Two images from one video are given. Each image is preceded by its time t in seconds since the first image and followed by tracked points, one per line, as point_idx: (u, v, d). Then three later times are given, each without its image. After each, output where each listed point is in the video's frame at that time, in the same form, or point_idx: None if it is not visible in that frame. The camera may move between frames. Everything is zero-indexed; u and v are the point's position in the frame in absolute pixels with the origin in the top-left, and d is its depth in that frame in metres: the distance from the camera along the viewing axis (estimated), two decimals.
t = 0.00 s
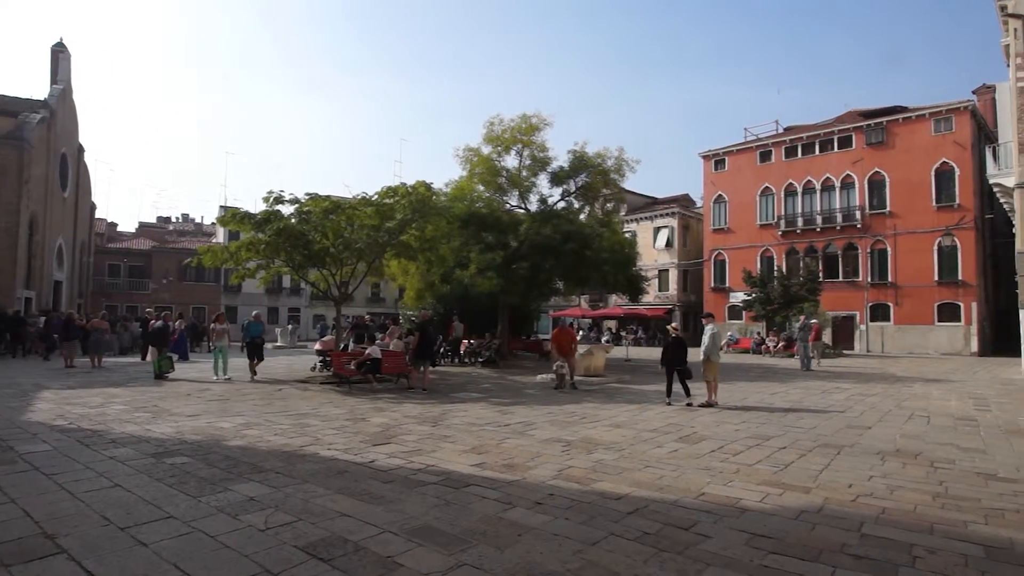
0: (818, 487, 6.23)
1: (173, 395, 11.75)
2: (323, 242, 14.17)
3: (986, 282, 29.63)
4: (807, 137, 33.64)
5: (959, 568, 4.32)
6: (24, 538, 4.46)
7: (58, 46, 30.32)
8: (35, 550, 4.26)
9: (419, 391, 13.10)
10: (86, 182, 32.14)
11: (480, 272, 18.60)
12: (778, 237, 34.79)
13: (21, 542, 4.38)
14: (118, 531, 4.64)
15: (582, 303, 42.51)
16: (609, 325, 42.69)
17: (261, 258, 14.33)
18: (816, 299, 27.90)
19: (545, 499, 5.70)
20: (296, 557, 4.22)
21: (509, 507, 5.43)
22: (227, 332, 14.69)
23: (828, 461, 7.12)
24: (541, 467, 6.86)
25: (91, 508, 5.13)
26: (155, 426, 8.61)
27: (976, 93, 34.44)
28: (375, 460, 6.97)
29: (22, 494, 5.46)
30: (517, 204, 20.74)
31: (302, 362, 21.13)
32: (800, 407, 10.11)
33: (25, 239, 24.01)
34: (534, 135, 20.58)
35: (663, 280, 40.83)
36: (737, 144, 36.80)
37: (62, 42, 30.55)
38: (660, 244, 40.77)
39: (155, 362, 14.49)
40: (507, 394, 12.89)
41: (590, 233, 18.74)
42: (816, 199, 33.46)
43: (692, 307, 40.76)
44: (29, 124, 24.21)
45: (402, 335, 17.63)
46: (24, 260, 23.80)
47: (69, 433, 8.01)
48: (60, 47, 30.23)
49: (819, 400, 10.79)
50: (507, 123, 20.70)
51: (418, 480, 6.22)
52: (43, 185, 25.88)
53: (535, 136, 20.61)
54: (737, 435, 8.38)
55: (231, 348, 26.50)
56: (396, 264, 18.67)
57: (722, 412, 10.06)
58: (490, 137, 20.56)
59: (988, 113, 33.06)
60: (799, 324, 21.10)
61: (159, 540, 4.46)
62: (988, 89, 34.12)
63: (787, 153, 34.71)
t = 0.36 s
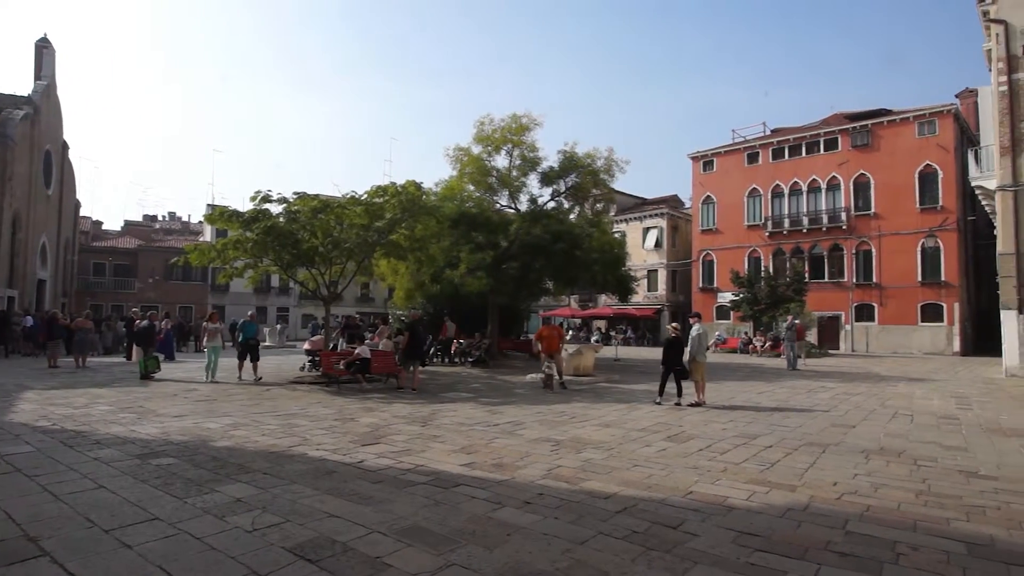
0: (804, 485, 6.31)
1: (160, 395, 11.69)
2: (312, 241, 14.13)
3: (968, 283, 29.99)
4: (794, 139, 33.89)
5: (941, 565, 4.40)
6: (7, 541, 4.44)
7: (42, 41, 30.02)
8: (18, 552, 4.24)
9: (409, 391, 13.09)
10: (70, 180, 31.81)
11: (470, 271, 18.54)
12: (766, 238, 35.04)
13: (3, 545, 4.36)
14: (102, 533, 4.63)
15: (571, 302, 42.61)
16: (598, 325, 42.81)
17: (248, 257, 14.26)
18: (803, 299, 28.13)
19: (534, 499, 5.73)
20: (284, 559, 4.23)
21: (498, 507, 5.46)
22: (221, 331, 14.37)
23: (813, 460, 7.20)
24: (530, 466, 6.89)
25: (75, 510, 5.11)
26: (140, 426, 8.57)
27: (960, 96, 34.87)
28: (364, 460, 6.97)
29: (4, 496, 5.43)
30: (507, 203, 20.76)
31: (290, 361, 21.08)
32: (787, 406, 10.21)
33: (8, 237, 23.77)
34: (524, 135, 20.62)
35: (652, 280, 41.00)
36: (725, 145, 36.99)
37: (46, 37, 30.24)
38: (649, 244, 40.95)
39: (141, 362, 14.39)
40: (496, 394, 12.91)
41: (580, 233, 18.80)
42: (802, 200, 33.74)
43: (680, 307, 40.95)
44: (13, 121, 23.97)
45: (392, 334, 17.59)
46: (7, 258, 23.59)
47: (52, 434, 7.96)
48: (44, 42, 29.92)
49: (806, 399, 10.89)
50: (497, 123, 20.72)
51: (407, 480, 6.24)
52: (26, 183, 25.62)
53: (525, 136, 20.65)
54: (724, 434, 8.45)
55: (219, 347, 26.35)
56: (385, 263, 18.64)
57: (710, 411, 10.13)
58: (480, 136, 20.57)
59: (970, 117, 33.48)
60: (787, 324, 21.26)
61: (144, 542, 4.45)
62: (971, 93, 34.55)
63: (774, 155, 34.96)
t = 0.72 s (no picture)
0: (790, 483, 6.40)
1: (145, 395, 11.63)
2: (301, 240, 14.09)
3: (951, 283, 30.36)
4: (780, 140, 34.14)
5: (922, 560, 4.49)
6: None
7: (25, 36, 29.73)
8: None
9: (398, 391, 13.09)
10: (54, 177, 31.48)
11: (461, 270, 18.82)
12: (753, 239, 35.27)
13: None
14: (85, 535, 4.62)
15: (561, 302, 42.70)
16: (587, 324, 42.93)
17: (236, 255, 14.19)
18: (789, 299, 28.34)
19: (523, 498, 5.78)
20: (271, 560, 4.24)
21: (488, 507, 5.49)
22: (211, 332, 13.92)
23: (799, 458, 7.30)
24: (520, 466, 6.94)
25: (58, 511, 5.10)
26: (125, 427, 8.53)
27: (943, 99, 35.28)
28: (353, 460, 6.99)
29: None
30: (497, 203, 20.79)
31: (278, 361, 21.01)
32: (774, 405, 10.31)
33: None
34: (514, 134, 20.65)
35: (641, 280, 41.16)
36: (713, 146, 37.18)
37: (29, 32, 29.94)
38: (639, 245, 41.13)
39: (127, 362, 14.32)
40: (486, 393, 12.93)
41: (570, 233, 18.86)
42: (789, 202, 34.01)
43: (669, 307, 41.15)
44: None
45: (381, 333, 17.58)
46: None
47: (35, 435, 7.91)
48: (27, 37, 29.63)
49: (793, 398, 11.00)
50: (487, 123, 20.75)
51: (396, 480, 6.27)
52: (9, 180, 25.35)
53: (515, 136, 20.69)
54: (712, 433, 8.54)
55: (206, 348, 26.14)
56: (375, 262, 18.62)
57: (698, 410, 10.22)
58: (471, 136, 20.59)
59: (953, 120, 33.87)
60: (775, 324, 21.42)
61: (128, 544, 4.45)
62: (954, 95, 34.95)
63: (761, 156, 35.22)
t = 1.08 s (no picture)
0: (775, 481, 6.48)
1: (129, 395, 11.55)
2: (289, 239, 14.05)
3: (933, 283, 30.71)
4: (767, 141, 34.39)
5: (905, 557, 4.57)
6: None
7: (7, 30, 29.36)
8: None
9: (387, 390, 13.09)
10: (35, 173, 31.09)
11: (450, 270, 19.08)
12: (740, 239, 35.49)
13: None
14: (68, 537, 4.60)
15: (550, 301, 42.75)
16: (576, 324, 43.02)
17: (222, 254, 14.11)
18: (776, 299, 28.57)
19: (512, 497, 5.82)
20: (258, 561, 4.25)
21: (476, 506, 5.53)
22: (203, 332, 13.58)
23: (784, 456, 7.38)
24: (508, 465, 6.98)
25: (41, 513, 5.08)
26: (109, 427, 8.48)
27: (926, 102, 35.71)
28: (341, 460, 7.00)
29: None
30: (487, 202, 20.81)
31: (266, 360, 20.90)
32: (760, 403, 10.42)
33: None
34: (504, 134, 20.68)
35: (630, 279, 41.30)
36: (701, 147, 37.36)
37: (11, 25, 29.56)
38: (628, 244, 41.29)
39: (110, 362, 14.21)
40: (475, 393, 12.96)
41: (559, 233, 18.91)
42: (775, 202, 34.26)
43: (657, 306, 41.34)
44: None
45: (370, 332, 17.53)
46: None
47: (17, 436, 7.84)
48: (9, 31, 29.27)
49: (779, 397, 11.12)
50: (477, 122, 20.76)
51: (385, 479, 6.29)
52: None
53: (505, 135, 20.72)
54: (699, 431, 8.61)
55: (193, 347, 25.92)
56: (364, 261, 18.57)
57: (686, 409, 10.30)
58: (461, 135, 20.59)
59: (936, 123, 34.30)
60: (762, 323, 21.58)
61: (112, 546, 4.44)
62: (937, 98, 35.36)
63: (748, 157, 35.45)
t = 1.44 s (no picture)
0: (761, 478, 6.56)
1: (113, 395, 11.48)
2: (277, 237, 14.00)
3: (916, 283, 31.07)
4: (755, 143, 34.65)
5: (887, 552, 4.65)
6: None
7: None
8: None
9: (376, 389, 13.08)
10: (18, 170, 30.76)
11: (439, 269, 18.78)
12: (727, 239, 35.74)
13: None
14: (51, 539, 4.58)
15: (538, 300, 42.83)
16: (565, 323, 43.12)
17: (208, 252, 14.01)
18: (762, 298, 28.80)
19: (500, 495, 5.86)
20: (244, 562, 4.25)
21: (464, 505, 5.56)
22: (197, 330, 13.03)
23: (770, 453, 7.48)
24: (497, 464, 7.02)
25: (23, 515, 5.06)
26: (93, 428, 8.44)
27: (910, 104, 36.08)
28: (329, 460, 7.01)
29: None
30: (476, 201, 20.84)
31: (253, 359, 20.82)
32: (747, 401, 10.53)
33: None
34: (494, 133, 20.72)
35: (619, 279, 41.46)
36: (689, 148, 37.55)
37: None
38: (616, 244, 41.46)
39: (94, 362, 14.11)
40: (464, 392, 12.99)
41: (548, 232, 18.96)
42: (762, 203, 34.53)
43: (645, 305, 41.52)
44: None
45: (359, 331, 17.51)
46: None
47: None
48: None
49: (765, 395, 11.24)
50: (467, 121, 20.78)
51: (373, 479, 6.31)
52: None
53: (495, 134, 20.75)
54: (686, 429, 8.69)
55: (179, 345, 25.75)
56: (353, 259, 18.56)
57: (673, 407, 10.39)
58: (450, 133, 20.60)
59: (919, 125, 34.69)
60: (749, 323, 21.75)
61: (95, 548, 4.42)
62: (921, 100, 35.73)
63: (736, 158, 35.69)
